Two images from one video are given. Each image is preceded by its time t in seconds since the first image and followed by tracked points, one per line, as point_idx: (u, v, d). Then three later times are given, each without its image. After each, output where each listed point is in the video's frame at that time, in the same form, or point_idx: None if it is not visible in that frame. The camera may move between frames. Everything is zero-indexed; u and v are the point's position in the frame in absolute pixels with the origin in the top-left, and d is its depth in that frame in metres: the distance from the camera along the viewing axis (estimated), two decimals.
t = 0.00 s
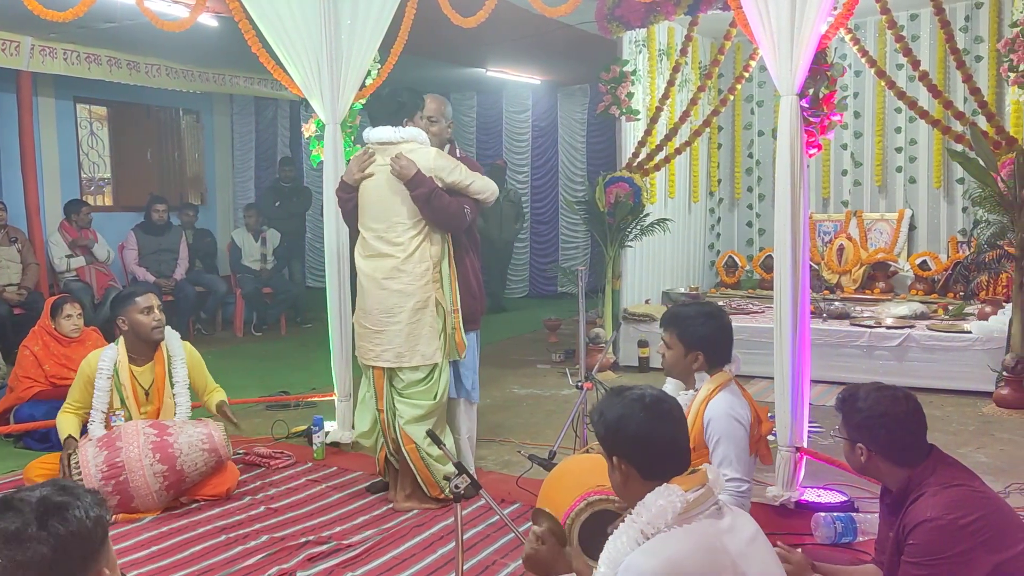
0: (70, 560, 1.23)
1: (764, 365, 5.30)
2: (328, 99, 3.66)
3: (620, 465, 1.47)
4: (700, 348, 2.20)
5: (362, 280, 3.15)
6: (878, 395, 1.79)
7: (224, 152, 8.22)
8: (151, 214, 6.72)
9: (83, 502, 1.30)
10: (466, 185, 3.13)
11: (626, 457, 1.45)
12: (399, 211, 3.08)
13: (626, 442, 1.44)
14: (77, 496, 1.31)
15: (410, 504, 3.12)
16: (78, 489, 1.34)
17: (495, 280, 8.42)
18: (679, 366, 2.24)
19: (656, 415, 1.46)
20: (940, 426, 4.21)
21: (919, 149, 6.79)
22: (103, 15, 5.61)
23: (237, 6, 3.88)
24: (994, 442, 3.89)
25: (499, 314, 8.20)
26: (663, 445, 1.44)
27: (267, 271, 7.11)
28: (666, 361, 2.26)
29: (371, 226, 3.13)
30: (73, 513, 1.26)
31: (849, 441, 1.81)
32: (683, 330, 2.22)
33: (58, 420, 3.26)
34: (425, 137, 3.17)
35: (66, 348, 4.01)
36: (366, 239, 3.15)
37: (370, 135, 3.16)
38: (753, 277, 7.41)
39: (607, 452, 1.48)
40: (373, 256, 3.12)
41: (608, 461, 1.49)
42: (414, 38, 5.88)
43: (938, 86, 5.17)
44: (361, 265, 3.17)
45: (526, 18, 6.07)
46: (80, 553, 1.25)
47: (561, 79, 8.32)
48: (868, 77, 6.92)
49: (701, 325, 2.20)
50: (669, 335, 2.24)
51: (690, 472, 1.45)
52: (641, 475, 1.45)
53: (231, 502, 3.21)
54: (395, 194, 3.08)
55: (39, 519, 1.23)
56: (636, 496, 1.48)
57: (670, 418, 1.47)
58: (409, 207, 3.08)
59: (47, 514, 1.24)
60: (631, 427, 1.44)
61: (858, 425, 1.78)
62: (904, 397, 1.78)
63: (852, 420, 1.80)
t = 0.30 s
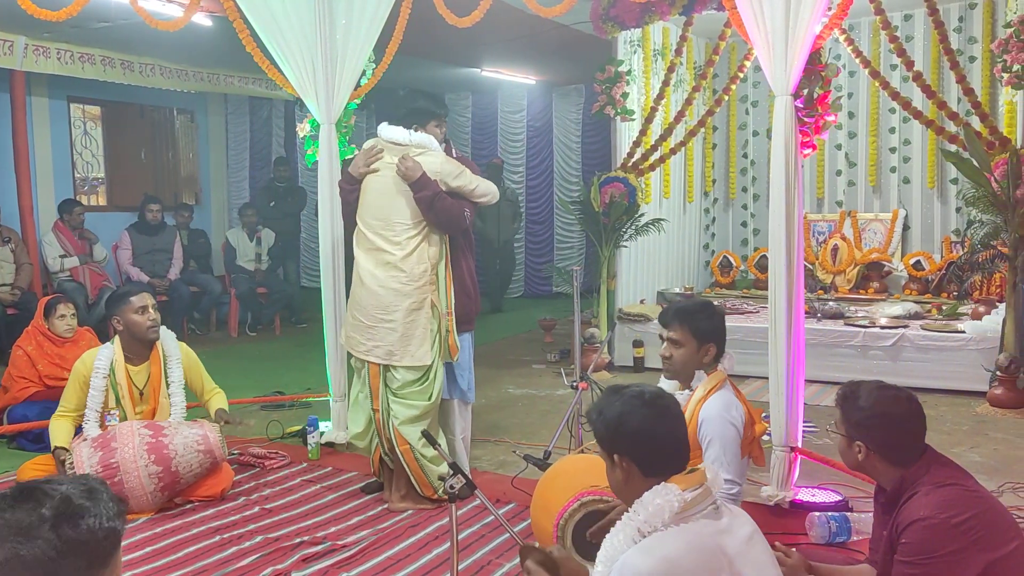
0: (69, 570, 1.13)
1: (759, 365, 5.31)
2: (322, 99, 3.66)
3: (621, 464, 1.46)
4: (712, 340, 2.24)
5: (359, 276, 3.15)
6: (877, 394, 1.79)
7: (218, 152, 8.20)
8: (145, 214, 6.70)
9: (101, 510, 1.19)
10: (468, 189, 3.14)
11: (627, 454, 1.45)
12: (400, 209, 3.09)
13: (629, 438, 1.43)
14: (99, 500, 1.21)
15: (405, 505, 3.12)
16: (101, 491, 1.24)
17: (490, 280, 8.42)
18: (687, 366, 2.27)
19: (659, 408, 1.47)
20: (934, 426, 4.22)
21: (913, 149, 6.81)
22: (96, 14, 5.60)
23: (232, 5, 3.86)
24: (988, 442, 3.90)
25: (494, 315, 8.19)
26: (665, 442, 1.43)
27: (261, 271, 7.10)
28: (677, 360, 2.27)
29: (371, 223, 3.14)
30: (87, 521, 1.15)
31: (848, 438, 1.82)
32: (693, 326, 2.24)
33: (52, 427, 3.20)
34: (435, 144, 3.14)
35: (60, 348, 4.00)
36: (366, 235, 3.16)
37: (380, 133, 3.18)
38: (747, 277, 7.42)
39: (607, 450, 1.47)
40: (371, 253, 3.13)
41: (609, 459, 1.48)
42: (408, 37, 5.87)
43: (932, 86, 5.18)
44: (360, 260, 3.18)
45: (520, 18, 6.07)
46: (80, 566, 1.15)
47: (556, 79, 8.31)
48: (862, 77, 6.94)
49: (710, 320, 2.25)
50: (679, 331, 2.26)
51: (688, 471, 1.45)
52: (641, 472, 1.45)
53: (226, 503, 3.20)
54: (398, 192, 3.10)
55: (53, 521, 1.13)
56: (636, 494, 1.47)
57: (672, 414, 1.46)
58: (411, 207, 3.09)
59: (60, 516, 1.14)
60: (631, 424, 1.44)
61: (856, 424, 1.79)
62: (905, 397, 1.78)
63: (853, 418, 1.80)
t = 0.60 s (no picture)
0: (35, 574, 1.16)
1: (753, 365, 5.33)
2: (317, 99, 3.65)
3: (621, 459, 1.46)
4: (713, 338, 2.25)
5: (357, 274, 3.15)
6: (878, 395, 1.79)
7: (212, 151, 8.19)
8: (139, 214, 6.69)
9: (60, 511, 1.21)
10: (466, 205, 3.09)
11: (625, 450, 1.44)
12: (400, 210, 3.09)
13: (627, 434, 1.43)
14: (58, 502, 1.23)
15: (400, 505, 3.12)
16: (62, 493, 1.26)
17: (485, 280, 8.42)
18: (682, 361, 2.27)
19: (658, 404, 1.47)
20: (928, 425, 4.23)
21: (907, 150, 6.82)
22: (90, 14, 5.58)
23: (226, 5, 3.86)
24: (981, 441, 3.92)
25: (489, 314, 8.19)
26: (662, 442, 1.43)
27: (256, 272, 7.09)
28: (675, 352, 2.27)
29: (370, 222, 3.14)
30: (45, 525, 1.18)
31: (846, 437, 1.81)
32: (698, 321, 2.25)
33: (40, 423, 3.21)
34: (444, 149, 3.14)
35: (54, 348, 3.98)
36: (364, 234, 3.16)
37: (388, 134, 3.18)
38: (742, 277, 7.43)
39: (604, 445, 1.47)
40: (370, 252, 3.13)
41: (607, 456, 1.48)
42: (404, 37, 5.87)
43: (925, 87, 5.20)
44: (358, 258, 3.18)
45: (515, 18, 6.07)
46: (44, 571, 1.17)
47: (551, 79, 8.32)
48: (856, 78, 6.95)
49: (713, 321, 2.26)
50: (681, 322, 2.26)
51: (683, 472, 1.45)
52: (639, 471, 1.44)
53: (220, 504, 3.20)
54: (398, 193, 3.10)
55: (8, 530, 1.16)
56: (633, 492, 1.46)
57: (670, 413, 1.46)
58: (411, 208, 3.09)
59: (18, 524, 1.17)
60: (629, 421, 1.44)
61: (858, 424, 1.78)
62: (906, 398, 1.78)
63: (851, 417, 1.79)
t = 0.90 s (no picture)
0: (35, 569, 1.22)
1: (748, 365, 5.33)
2: (312, 99, 3.64)
3: (620, 458, 1.45)
4: (708, 340, 2.25)
5: (350, 274, 3.15)
6: (875, 395, 1.79)
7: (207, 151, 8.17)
8: (134, 214, 6.67)
9: (58, 509, 1.27)
10: (454, 209, 3.05)
11: (625, 450, 1.44)
12: (395, 209, 3.09)
13: (625, 431, 1.43)
14: (55, 500, 1.29)
15: (395, 505, 3.11)
16: (57, 492, 1.32)
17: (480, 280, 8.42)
18: (678, 363, 2.28)
19: (659, 403, 1.47)
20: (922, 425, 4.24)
21: (902, 150, 6.84)
22: (85, 13, 5.57)
23: (221, 5, 3.85)
24: (975, 441, 3.93)
25: (484, 314, 8.19)
26: (660, 438, 1.43)
27: (251, 272, 7.08)
28: (671, 354, 2.28)
29: (364, 222, 3.14)
30: (44, 521, 1.24)
31: (843, 437, 1.81)
32: (694, 323, 2.25)
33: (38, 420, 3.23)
34: (443, 152, 3.14)
35: (48, 349, 3.97)
36: (358, 233, 3.16)
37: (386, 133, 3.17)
38: (737, 277, 7.44)
39: (603, 443, 1.46)
40: (363, 251, 3.13)
41: (606, 455, 1.47)
42: (400, 38, 5.88)
43: (920, 88, 5.22)
44: (352, 257, 3.18)
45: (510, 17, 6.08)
46: (41, 569, 1.23)
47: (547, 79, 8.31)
48: (851, 78, 6.97)
49: (710, 322, 2.26)
50: (677, 323, 2.26)
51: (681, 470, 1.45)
52: (639, 468, 1.44)
53: (215, 504, 3.19)
54: (393, 193, 3.10)
55: (8, 527, 1.22)
56: (629, 492, 1.46)
57: (672, 411, 1.46)
58: (405, 209, 3.09)
59: (16, 521, 1.22)
60: (633, 416, 1.43)
61: (855, 424, 1.78)
62: (903, 399, 1.78)
63: (847, 417, 1.79)
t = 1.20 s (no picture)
0: None
1: (744, 365, 5.34)
2: (308, 99, 3.65)
3: (618, 456, 1.45)
4: (701, 340, 2.26)
5: (345, 274, 3.15)
6: (873, 396, 1.79)
7: (203, 151, 8.16)
8: (129, 214, 6.65)
9: (40, 515, 1.27)
10: (453, 208, 3.04)
11: (623, 447, 1.44)
12: (391, 210, 3.09)
13: (626, 427, 1.43)
14: (39, 506, 1.29)
15: (391, 505, 3.11)
16: (43, 495, 1.32)
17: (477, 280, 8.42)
18: (672, 362, 2.27)
19: (660, 402, 1.47)
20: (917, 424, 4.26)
21: (897, 150, 6.85)
22: (79, 12, 5.56)
23: (217, 5, 3.84)
24: (971, 440, 3.94)
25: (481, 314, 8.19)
26: (663, 434, 1.43)
27: (247, 272, 7.07)
28: (664, 353, 2.28)
29: (360, 222, 3.14)
30: (24, 530, 1.24)
31: (840, 437, 1.81)
32: (688, 323, 2.25)
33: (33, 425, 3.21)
34: (438, 151, 3.14)
35: (42, 349, 3.95)
36: (354, 234, 3.16)
37: (380, 137, 3.17)
38: (733, 277, 7.46)
39: (602, 440, 1.46)
40: (359, 252, 3.13)
41: (603, 453, 1.47)
42: (396, 38, 5.87)
43: (915, 89, 5.23)
44: (347, 257, 3.18)
45: (506, 17, 6.07)
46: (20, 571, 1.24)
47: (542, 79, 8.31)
48: (847, 79, 6.98)
49: (703, 322, 2.27)
50: (671, 322, 2.27)
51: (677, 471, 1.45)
52: (638, 466, 1.44)
53: (210, 505, 3.18)
54: (388, 193, 3.10)
55: None
56: (626, 491, 1.46)
57: (672, 409, 1.46)
58: (401, 209, 3.09)
59: None
60: (634, 414, 1.43)
61: (853, 424, 1.78)
62: (901, 399, 1.78)
63: (845, 418, 1.79)
